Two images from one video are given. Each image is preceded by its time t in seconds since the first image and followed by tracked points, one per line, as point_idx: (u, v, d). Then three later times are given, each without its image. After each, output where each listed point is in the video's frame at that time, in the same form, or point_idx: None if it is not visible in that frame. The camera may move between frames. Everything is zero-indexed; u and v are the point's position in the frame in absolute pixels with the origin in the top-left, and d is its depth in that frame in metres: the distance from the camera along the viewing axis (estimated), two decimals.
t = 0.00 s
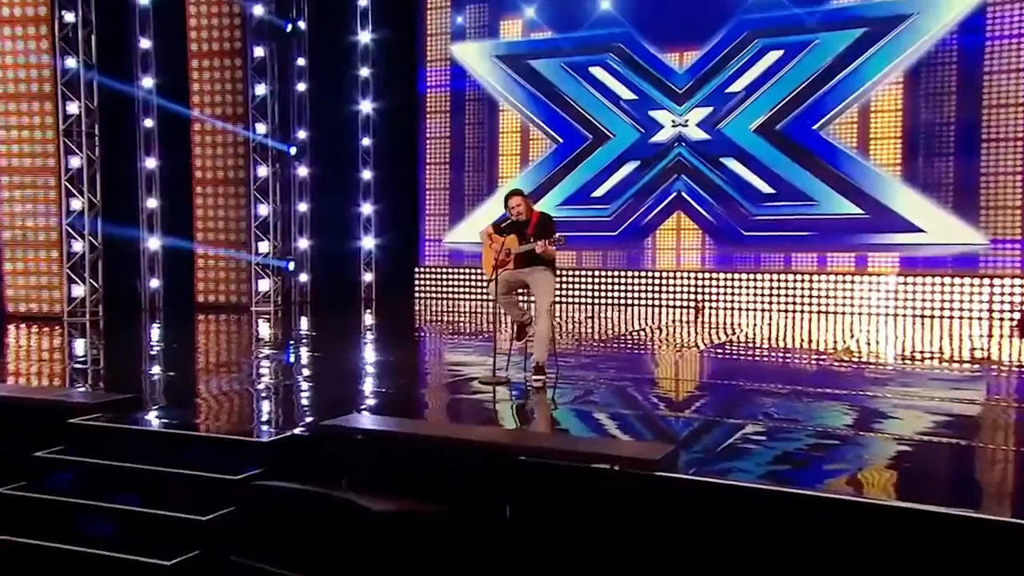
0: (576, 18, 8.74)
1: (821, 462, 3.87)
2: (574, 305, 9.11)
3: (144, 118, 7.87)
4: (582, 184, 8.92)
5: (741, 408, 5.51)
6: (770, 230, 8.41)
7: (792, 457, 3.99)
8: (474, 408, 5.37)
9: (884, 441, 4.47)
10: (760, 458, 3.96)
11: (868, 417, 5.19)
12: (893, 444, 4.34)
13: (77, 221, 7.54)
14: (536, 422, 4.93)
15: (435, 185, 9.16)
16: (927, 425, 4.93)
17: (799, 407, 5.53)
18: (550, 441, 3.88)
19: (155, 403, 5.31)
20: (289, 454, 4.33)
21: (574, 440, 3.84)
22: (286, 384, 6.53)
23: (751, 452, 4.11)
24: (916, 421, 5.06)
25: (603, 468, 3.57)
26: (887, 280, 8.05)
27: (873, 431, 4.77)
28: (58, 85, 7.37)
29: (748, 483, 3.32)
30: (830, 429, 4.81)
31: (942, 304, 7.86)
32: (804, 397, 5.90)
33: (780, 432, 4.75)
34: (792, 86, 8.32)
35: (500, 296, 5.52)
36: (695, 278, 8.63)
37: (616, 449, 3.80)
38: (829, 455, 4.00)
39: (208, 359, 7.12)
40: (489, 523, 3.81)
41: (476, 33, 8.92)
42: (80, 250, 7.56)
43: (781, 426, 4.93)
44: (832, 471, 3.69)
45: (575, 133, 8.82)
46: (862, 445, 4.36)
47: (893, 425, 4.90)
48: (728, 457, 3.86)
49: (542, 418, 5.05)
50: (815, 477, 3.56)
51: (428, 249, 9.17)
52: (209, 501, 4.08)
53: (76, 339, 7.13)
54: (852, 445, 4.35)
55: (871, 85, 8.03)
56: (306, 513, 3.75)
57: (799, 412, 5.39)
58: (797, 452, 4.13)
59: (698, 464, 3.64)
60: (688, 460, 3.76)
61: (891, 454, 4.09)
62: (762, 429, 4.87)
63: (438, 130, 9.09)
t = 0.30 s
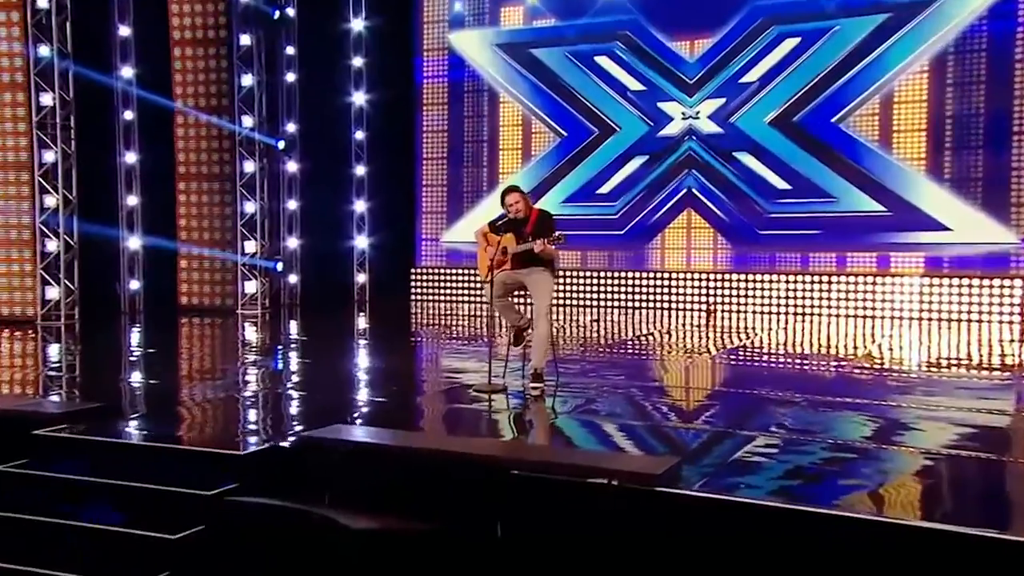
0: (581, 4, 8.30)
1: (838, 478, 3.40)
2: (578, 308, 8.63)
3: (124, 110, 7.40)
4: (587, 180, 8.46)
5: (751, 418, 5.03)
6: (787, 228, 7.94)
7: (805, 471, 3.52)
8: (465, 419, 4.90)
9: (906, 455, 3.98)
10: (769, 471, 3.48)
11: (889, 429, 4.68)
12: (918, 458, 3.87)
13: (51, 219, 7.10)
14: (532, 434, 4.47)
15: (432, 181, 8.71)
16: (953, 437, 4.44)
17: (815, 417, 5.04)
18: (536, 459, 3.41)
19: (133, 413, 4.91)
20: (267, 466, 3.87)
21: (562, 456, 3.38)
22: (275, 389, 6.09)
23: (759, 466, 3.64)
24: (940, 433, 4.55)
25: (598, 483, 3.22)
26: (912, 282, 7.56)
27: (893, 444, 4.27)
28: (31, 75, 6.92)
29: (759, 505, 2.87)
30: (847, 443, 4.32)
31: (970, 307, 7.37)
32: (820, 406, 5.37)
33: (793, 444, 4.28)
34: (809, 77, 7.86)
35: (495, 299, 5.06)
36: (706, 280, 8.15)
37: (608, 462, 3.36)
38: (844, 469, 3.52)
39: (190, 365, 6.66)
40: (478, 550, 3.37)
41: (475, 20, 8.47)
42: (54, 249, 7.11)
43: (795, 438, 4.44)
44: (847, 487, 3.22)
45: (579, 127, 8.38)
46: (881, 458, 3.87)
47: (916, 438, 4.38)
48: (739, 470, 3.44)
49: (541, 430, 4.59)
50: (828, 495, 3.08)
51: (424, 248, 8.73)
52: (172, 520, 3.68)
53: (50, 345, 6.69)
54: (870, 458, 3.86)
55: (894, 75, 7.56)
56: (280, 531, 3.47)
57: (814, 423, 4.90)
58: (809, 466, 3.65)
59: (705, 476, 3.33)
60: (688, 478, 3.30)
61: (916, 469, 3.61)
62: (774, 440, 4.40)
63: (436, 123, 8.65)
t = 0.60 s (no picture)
0: None
1: (862, 500, 2.94)
2: (583, 312, 8.01)
3: (94, 98, 6.95)
4: (594, 175, 7.88)
5: (775, 433, 4.41)
6: (811, 226, 7.35)
7: (826, 494, 3.00)
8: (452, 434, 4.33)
9: (942, 476, 3.44)
10: (784, 493, 3.01)
11: (919, 445, 4.11)
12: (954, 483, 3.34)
13: (11, 215, 6.55)
14: (529, 452, 3.91)
15: (429, 176, 8.16)
16: (992, 456, 3.87)
17: (841, 431, 4.45)
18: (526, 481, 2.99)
19: (101, 427, 4.50)
20: (231, 486, 3.35)
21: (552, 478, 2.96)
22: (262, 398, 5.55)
23: (773, 485, 3.16)
24: (978, 451, 3.99)
25: (593, 505, 2.86)
26: (947, 283, 6.93)
27: (922, 461, 3.73)
28: None
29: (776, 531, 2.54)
30: (873, 461, 3.76)
31: (1011, 311, 6.72)
32: (846, 420, 4.75)
33: (814, 463, 3.73)
34: (837, 61, 7.25)
35: (490, 304, 4.52)
36: (723, 282, 7.53)
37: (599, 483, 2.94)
38: (868, 490, 3.04)
39: (164, 375, 6.06)
40: None
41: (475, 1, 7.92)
42: (19, 249, 6.56)
43: (816, 457, 3.88)
44: (872, 511, 2.77)
45: (587, 118, 7.80)
46: (910, 480, 3.39)
47: (949, 457, 3.83)
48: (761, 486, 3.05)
49: (538, 448, 4.02)
50: (852, 526, 2.57)
51: (420, 248, 8.18)
52: (117, 548, 3.19)
53: (13, 352, 6.13)
54: (899, 480, 3.39)
55: (928, 60, 6.96)
56: (247, 557, 3.09)
57: (841, 438, 4.30)
58: (829, 486, 3.16)
59: (719, 497, 2.93)
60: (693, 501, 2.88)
61: (954, 494, 3.06)
62: (793, 458, 3.84)
63: (432, 113, 8.11)
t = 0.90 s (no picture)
0: None
1: (880, 522, 2.64)
2: (590, 318, 7.56)
3: (70, 91, 6.65)
4: (602, 173, 7.45)
5: (792, 449, 3.98)
6: (833, 226, 6.91)
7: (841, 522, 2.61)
8: (438, 451, 3.90)
9: (973, 499, 3.04)
10: (796, 514, 2.72)
11: (945, 463, 3.67)
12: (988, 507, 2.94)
13: None
14: (527, 471, 3.52)
15: (426, 174, 7.76)
16: None
17: (862, 446, 4.03)
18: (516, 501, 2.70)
19: (80, 441, 4.14)
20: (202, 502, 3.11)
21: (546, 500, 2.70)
22: (249, 412, 5.05)
23: (783, 510, 2.77)
24: (1015, 469, 3.56)
25: (588, 527, 2.61)
26: (979, 288, 6.48)
27: (949, 481, 3.33)
28: None
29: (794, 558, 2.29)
30: (894, 480, 3.35)
31: None
32: (866, 434, 4.28)
33: (831, 483, 3.32)
34: (860, 52, 6.82)
35: (486, 309, 4.18)
36: (739, 286, 7.10)
37: (597, 500, 2.71)
38: (887, 515, 2.66)
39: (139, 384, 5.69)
40: None
41: None
42: None
43: (833, 474, 3.47)
44: (893, 533, 2.50)
45: (594, 113, 7.38)
46: (935, 501, 2.99)
47: (981, 476, 3.41)
48: (777, 506, 2.78)
49: (537, 464, 3.63)
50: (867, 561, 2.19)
51: (417, 250, 7.80)
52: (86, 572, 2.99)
53: None
54: (925, 502, 2.98)
55: (958, 49, 6.52)
56: None
57: (863, 455, 3.84)
58: (845, 510, 2.78)
59: (717, 526, 2.56)
60: (700, 520, 2.63)
61: (987, 523, 2.66)
62: (809, 477, 3.43)
63: (430, 108, 7.72)
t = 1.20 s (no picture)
0: None
1: (905, 550, 2.48)
2: (597, 324, 7.16)
3: (45, 85, 6.35)
4: (610, 172, 7.03)
5: (812, 466, 3.54)
6: (857, 227, 6.48)
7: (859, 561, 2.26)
8: (433, 468, 3.52)
9: (1008, 529, 2.67)
10: (809, 539, 2.58)
11: (975, 485, 3.25)
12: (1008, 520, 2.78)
13: None
14: (527, 489, 3.18)
15: (424, 172, 7.39)
16: None
17: (886, 463, 3.63)
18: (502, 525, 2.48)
19: (52, 456, 3.77)
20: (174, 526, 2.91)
21: (544, 524, 2.48)
22: (236, 425, 4.61)
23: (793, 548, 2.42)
24: None
25: (586, 553, 2.47)
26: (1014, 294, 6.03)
27: (981, 505, 2.95)
28: None
29: None
30: (917, 502, 2.98)
31: None
32: (889, 453, 3.82)
33: (851, 507, 2.94)
34: (887, 41, 6.39)
35: (482, 317, 3.77)
36: (755, 291, 6.68)
37: (606, 527, 2.47)
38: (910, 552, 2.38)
39: (114, 393, 5.34)
40: None
41: None
42: None
43: (853, 496, 3.08)
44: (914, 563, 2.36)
45: (603, 108, 6.97)
46: (966, 531, 2.62)
47: (1017, 500, 3.02)
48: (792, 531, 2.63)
49: (537, 482, 3.29)
50: None
51: (415, 254, 7.42)
52: None
53: None
54: (953, 532, 2.62)
55: (993, 37, 6.09)
56: None
57: (886, 474, 3.41)
58: (863, 541, 2.54)
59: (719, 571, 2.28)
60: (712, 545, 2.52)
61: None
62: (827, 498, 3.05)
63: (428, 102, 7.36)
